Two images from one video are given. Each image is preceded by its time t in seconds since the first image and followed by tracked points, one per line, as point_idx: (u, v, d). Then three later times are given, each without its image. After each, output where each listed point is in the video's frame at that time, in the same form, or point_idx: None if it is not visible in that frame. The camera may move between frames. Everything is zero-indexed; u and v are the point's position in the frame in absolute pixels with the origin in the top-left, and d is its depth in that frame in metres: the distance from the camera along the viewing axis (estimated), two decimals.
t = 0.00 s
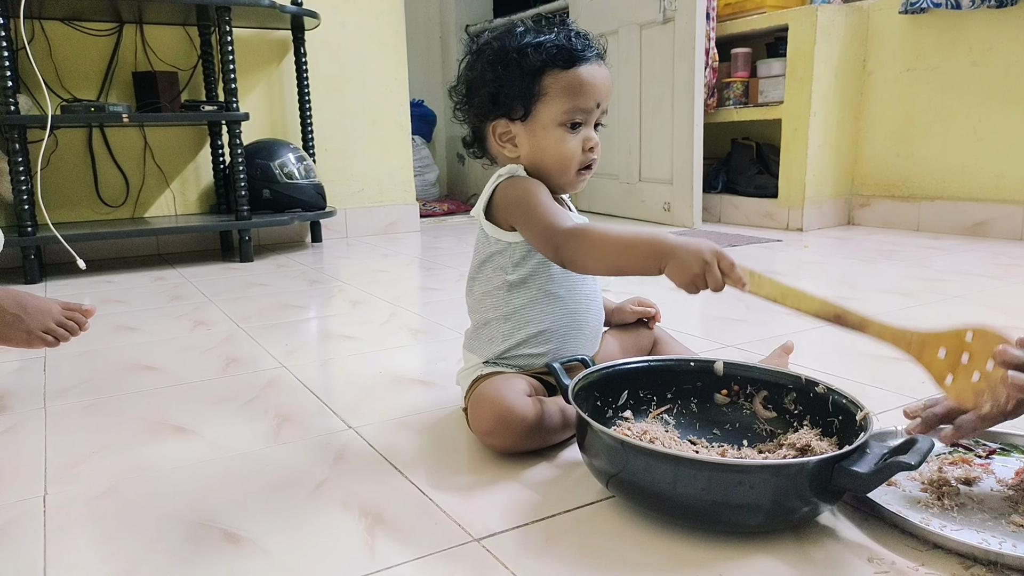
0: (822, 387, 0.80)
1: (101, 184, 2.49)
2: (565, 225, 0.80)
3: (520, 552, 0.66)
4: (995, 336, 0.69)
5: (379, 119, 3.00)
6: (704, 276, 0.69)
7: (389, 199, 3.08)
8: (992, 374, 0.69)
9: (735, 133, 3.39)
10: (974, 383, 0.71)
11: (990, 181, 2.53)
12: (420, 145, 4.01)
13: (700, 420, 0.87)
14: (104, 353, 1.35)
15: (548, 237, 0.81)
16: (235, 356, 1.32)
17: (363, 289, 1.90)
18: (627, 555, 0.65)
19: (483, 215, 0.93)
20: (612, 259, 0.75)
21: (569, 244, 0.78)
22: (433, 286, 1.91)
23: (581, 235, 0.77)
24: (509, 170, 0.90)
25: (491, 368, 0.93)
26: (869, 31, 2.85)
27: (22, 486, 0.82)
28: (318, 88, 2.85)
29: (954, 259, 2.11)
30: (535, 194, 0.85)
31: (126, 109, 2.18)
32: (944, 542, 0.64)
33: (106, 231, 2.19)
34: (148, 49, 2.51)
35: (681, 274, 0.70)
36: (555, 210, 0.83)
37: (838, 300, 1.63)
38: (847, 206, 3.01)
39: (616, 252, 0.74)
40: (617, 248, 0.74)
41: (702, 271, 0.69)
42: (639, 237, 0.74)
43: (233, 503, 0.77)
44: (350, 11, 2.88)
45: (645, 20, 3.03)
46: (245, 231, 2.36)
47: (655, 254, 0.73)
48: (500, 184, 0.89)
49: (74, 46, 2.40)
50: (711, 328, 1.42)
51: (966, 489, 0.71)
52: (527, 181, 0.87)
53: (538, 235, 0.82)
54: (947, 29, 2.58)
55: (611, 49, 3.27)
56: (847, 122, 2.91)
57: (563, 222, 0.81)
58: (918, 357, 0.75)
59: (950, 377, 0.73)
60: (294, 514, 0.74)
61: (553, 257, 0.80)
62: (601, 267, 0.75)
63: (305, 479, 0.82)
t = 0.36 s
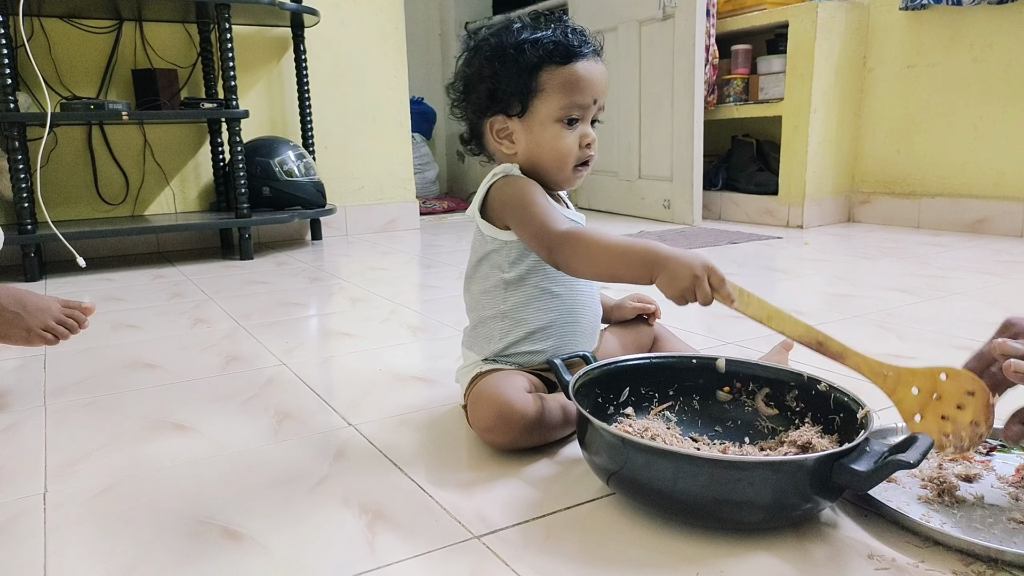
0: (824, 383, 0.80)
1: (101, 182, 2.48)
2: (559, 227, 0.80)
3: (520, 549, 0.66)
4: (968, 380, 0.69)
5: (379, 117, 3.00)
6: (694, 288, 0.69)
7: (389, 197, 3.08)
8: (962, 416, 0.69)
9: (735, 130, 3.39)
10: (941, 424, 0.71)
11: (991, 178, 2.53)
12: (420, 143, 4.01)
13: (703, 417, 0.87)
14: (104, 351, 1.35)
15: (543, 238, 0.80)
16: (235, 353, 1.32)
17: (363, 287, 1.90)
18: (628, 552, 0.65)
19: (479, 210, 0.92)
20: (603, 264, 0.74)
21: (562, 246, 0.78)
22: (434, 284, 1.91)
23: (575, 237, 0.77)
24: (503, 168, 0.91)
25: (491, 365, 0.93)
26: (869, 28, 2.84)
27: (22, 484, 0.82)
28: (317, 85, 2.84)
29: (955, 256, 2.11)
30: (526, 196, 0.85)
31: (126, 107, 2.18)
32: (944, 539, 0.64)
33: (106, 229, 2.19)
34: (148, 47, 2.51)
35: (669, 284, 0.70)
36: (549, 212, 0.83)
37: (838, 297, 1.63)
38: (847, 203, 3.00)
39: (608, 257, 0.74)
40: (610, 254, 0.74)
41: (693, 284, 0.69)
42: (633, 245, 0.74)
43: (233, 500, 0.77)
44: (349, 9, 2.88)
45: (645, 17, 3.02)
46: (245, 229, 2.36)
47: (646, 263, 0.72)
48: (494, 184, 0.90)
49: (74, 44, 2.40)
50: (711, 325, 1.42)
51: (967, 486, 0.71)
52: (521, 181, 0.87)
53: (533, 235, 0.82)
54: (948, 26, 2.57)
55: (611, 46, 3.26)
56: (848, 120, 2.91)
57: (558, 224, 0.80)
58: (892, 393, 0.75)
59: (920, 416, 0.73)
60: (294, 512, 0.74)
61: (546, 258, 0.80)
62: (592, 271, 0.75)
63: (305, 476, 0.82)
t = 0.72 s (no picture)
0: (825, 385, 0.80)
1: (100, 182, 2.49)
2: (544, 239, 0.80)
3: (521, 550, 0.66)
4: (966, 369, 0.63)
5: (379, 118, 3.00)
6: (673, 307, 0.69)
7: (389, 198, 3.08)
8: (961, 410, 0.64)
9: (734, 131, 3.39)
10: (938, 419, 0.65)
11: (991, 180, 2.53)
12: (420, 144, 4.01)
13: (703, 418, 0.87)
14: (104, 352, 1.35)
15: (528, 248, 0.81)
16: (235, 354, 1.32)
17: (363, 288, 1.90)
18: (628, 553, 0.65)
19: (474, 216, 0.93)
20: (584, 278, 0.74)
21: (546, 258, 0.78)
22: (433, 285, 1.91)
23: (558, 250, 0.77)
24: (496, 172, 0.90)
25: (489, 368, 0.93)
26: (869, 29, 2.84)
27: (22, 485, 0.82)
28: (318, 86, 2.84)
29: (954, 258, 2.11)
30: (516, 203, 0.86)
31: (126, 108, 2.18)
32: (944, 540, 0.64)
33: (106, 230, 2.19)
34: (148, 48, 2.51)
35: (649, 304, 0.70)
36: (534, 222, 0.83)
37: (838, 298, 1.63)
38: (847, 204, 3.00)
39: (589, 271, 0.74)
40: (591, 269, 0.74)
41: (671, 303, 0.69)
42: (610, 260, 0.74)
43: (233, 501, 0.77)
44: (350, 10, 2.88)
45: (645, 19, 3.03)
46: (245, 230, 2.36)
47: (625, 277, 0.72)
48: (487, 187, 0.90)
49: (74, 45, 2.40)
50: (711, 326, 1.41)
51: (967, 488, 0.71)
52: (515, 185, 0.88)
53: (517, 245, 0.82)
54: (947, 27, 2.57)
55: (611, 48, 3.27)
56: (847, 121, 2.91)
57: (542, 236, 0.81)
58: (885, 393, 0.68)
59: (916, 414, 0.66)
60: (293, 513, 0.75)
61: (530, 268, 0.80)
62: (572, 286, 0.75)
63: (305, 478, 0.82)
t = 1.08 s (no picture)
0: (826, 385, 0.80)
1: (101, 183, 2.49)
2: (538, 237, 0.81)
3: (521, 551, 0.66)
4: (976, 293, 0.59)
5: (379, 118, 3.00)
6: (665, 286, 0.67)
7: (389, 199, 3.08)
8: (979, 337, 0.59)
9: (735, 132, 3.39)
10: (956, 351, 0.61)
11: (991, 180, 2.53)
12: (420, 144, 4.01)
13: (704, 419, 0.87)
14: (104, 353, 1.35)
15: (523, 248, 0.81)
16: (235, 355, 1.32)
17: (364, 289, 1.90)
18: (628, 554, 0.65)
19: (473, 223, 0.93)
20: (578, 274, 0.74)
21: (540, 257, 0.78)
22: (434, 285, 1.91)
23: (552, 246, 0.78)
24: (493, 173, 0.91)
25: (490, 369, 0.93)
26: (869, 30, 2.85)
27: (23, 486, 0.82)
28: (318, 86, 2.85)
29: (955, 258, 2.11)
30: (514, 204, 0.86)
31: (127, 108, 2.18)
32: (945, 541, 0.64)
33: (106, 231, 2.19)
34: (149, 49, 2.51)
35: (641, 287, 0.68)
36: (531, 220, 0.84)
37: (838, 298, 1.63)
38: (847, 205, 3.00)
39: (582, 264, 0.74)
40: (584, 260, 0.74)
41: (662, 282, 0.67)
42: (603, 251, 0.73)
43: (234, 502, 0.77)
44: (350, 10, 2.88)
45: (645, 19, 3.03)
46: (246, 231, 2.36)
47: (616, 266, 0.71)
48: (485, 188, 0.90)
49: (74, 46, 2.40)
50: (711, 327, 1.41)
51: (968, 487, 0.71)
52: (514, 187, 0.88)
53: (514, 245, 0.83)
54: (947, 28, 2.58)
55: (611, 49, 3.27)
56: (848, 121, 2.91)
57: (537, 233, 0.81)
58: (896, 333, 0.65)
59: (931, 349, 0.62)
60: (294, 514, 0.75)
61: (527, 269, 0.81)
62: (569, 281, 0.76)
63: (305, 479, 0.82)
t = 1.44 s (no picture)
0: (827, 384, 0.80)
1: (101, 182, 2.49)
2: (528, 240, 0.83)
3: (522, 550, 0.66)
4: (943, 347, 0.69)
5: (379, 117, 3.00)
6: (650, 301, 0.72)
7: (389, 198, 3.08)
8: (945, 389, 0.69)
9: (735, 131, 3.39)
10: (922, 401, 0.71)
11: (991, 179, 2.53)
12: (420, 143, 4.01)
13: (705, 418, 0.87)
14: (104, 352, 1.35)
15: (511, 251, 0.83)
16: (235, 354, 1.32)
17: (364, 288, 1.90)
18: (629, 553, 0.65)
19: (466, 220, 0.93)
20: (564, 281, 0.77)
21: (530, 263, 0.80)
22: (434, 284, 1.91)
23: (542, 252, 0.80)
24: (485, 174, 0.91)
25: (488, 369, 0.93)
26: (869, 28, 2.84)
27: (23, 485, 0.82)
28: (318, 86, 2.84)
29: (956, 257, 2.11)
30: (507, 205, 0.87)
31: (127, 108, 2.17)
32: (946, 540, 0.64)
33: (107, 230, 2.19)
34: (149, 48, 2.51)
35: (628, 302, 0.74)
36: (522, 223, 0.85)
37: (838, 297, 1.63)
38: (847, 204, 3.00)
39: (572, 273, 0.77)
40: (574, 269, 0.77)
41: (646, 297, 0.72)
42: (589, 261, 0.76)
43: (235, 501, 0.77)
44: (350, 9, 2.88)
45: (645, 18, 3.03)
46: (246, 230, 2.35)
47: (605, 277, 0.75)
48: (478, 189, 0.90)
49: (74, 45, 2.40)
50: (711, 326, 1.41)
51: (968, 486, 0.71)
52: (506, 186, 0.89)
53: (504, 247, 0.85)
54: (948, 26, 2.57)
55: (611, 47, 3.27)
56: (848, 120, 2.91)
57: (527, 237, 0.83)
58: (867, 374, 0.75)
59: (898, 395, 0.73)
60: (295, 513, 0.74)
61: (515, 271, 0.83)
62: (557, 288, 0.78)
63: (306, 478, 0.82)
